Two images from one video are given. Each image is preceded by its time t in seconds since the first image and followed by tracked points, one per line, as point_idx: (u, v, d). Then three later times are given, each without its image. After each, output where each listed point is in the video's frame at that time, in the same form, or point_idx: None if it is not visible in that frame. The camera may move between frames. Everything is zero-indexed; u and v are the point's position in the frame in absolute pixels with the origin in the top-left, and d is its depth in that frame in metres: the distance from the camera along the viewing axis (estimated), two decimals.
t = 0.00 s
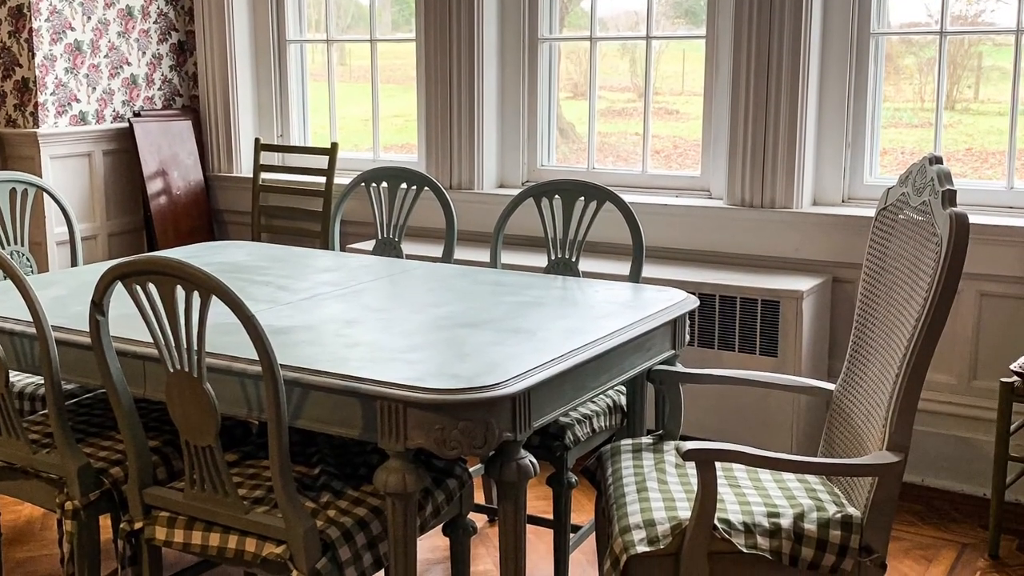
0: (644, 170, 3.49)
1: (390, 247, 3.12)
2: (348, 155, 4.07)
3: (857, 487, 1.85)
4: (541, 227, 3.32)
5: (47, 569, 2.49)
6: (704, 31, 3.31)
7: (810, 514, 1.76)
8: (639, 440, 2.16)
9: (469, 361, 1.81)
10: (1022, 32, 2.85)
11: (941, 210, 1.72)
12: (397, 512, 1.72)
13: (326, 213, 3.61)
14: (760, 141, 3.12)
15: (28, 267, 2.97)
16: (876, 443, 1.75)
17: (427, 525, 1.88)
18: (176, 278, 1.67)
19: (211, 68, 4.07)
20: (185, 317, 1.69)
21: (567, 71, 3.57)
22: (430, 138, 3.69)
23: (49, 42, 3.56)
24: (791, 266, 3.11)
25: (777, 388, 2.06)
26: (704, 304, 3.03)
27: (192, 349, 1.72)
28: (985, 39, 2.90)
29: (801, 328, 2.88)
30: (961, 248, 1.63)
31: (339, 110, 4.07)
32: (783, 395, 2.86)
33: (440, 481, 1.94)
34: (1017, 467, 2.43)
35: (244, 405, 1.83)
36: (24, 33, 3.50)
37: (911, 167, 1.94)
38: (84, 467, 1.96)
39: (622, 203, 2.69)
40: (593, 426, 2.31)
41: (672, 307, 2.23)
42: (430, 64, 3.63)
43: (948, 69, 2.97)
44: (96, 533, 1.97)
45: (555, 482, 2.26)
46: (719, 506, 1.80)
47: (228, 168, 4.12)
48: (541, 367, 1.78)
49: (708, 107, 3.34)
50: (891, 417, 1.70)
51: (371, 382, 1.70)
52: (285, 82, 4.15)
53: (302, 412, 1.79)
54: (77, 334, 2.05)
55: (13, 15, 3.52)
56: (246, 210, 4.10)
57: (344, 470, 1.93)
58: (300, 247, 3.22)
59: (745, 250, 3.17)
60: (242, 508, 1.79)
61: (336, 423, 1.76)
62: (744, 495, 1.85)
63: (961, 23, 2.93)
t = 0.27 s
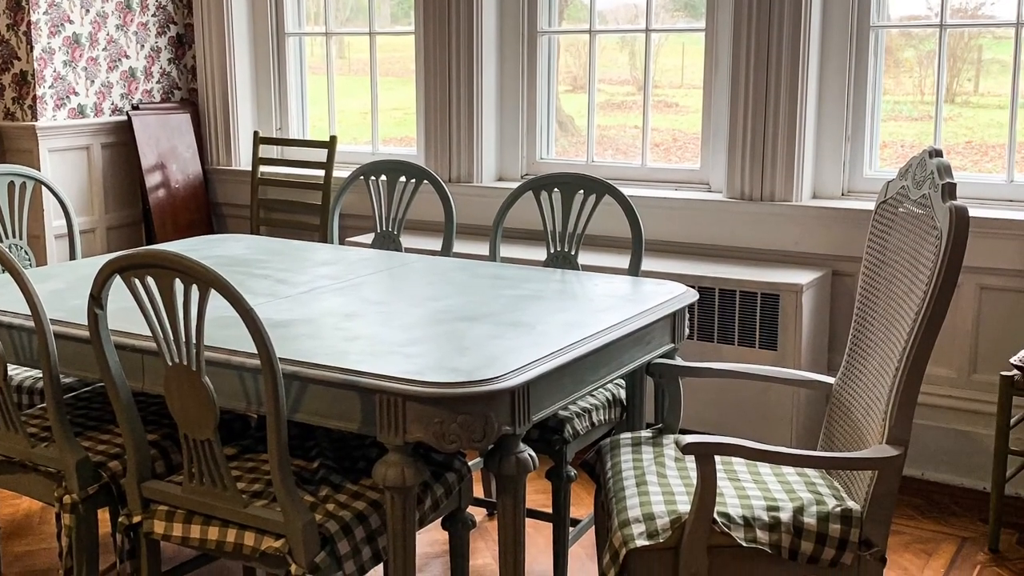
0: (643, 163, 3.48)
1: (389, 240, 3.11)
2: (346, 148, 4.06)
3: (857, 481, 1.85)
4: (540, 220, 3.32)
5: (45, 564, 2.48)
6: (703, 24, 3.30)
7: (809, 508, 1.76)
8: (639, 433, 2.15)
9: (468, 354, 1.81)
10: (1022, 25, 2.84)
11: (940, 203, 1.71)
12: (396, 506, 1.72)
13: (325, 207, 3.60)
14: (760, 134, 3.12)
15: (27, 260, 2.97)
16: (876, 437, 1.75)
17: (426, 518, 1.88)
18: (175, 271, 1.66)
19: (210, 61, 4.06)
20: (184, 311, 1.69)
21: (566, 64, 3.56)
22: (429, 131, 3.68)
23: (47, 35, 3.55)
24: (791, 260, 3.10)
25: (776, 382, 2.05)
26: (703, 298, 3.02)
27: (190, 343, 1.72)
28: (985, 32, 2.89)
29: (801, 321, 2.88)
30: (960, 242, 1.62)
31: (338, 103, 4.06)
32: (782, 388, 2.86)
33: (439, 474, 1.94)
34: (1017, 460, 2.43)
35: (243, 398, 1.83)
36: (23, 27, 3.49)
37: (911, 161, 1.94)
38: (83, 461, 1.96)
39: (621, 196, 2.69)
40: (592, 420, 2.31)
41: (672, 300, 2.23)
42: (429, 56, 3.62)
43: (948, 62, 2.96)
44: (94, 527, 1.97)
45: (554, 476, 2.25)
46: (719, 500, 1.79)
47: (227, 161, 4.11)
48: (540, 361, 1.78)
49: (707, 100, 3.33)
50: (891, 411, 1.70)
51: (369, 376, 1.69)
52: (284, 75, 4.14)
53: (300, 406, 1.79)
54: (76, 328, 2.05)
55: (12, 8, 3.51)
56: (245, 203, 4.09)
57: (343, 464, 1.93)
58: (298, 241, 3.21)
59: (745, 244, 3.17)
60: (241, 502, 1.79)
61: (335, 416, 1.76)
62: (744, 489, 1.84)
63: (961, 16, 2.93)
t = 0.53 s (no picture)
0: (642, 156, 3.48)
1: (388, 234, 3.10)
2: (345, 141, 4.06)
3: (857, 475, 1.84)
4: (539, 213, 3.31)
5: (44, 558, 2.48)
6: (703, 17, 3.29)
7: (809, 502, 1.76)
8: (638, 427, 2.15)
9: (468, 348, 1.81)
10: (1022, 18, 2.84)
11: (940, 196, 1.71)
12: (395, 501, 1.71)
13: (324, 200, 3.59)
14: (760, 128, 3.11)
15: (25, 254, 2.96)
16: (876, 431, 1.75)
17: (425, 512, 1.88)
18: (174, 265, 1.65)
19: (208, 54, 4.05)
20: (183, 304, 1.68)
21: (565, 57, 3.55)
22: (428, 125, 3.67)
23: (45, 28, 3.54)
24: (791, 253, 3.10)
25: (776, 375, 2.05)
26: (702, 291, 3.02)
27: (189, 336, 1.71)
28: (985, 25, 2.89)
29: (801, 314, 2.88)
30: (960, 235, 1.62)
31: (338, 98, 4.05)
32: (782, 382, 2.86)
33: (438, 468, 1.94)
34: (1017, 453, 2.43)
35: (241, 392, 1.83)
36: (21, 20, 3.48)
37: (910, 154, 1.93)
38: (81, 455, 1.96)
39: (620, 190, 2.68)
40: (591, 413, 2.30)
41: (671, 294, 2.22)
42: (428, 49, 3.61)
43: (948, 55, 2.95)
44: (93, 521, 1.97)
45: (553, 469, 2.25)
46: (719, 494, 1.79)
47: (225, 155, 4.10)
48: (539, 354, 1.77)
49: (707, 93, 3.32)
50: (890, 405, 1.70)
51: (367, 370, 1.69)
52: (283, 68, 4.13)
53: (299, 399, 1.79)
54: (74, 321, 2.04)
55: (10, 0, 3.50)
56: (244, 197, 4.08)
57: (341, 458, 1.92)
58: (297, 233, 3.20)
59: (744, 237, 3.16)
60: (239, 496, 1.78)
61: (333, 410, 1.75)
62: (743, 483, 1.84)
63: (961, 9, 2.92)
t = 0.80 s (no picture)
0: (642, 149, 3.47)
1: (386, 227, 3.09)
2: (344, 134, 4.04)
3: (856, 469, 1.84)
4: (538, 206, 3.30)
5: (42, 552, 2.48)
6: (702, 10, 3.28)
7: (808, 496, 1.76)
8: (637, 421, 2.14)
9: (467, 341, 1.80)
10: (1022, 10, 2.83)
11: (940, 190, 1.70)
12: (394, 494, 1.71)
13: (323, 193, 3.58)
14: (759, 121, 3.10)
15: (24, 247, 2.95)
16: (876, 425, 1.74)
17: (424, 506, 1.88)
18: (173, 258, 1.65)
19: (207, 47, 4.04)
20: (182, 298, 1.68)
21: (564, 50, 3.54)
22: (427, 118, 3.66)
23: (44, 21, 3.53)
24: (790, 246, 3.09)
25: (776, 369, 2.04)
26: (702, 285, 3.01)
27: (188, 330, 1.71)
28: (985, 17, 2.88)
29: (801, 308, 2.87)
30: (960, 228, 1.61)
31: (337, 91, 4.04)
32: (782, 375, 2.85)
33: (437, 462, 1.94)
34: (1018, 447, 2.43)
35: (241, 385, 1.82)
36: (19, 13, 3.47)
37: (910, 147, 1.92)
38: (79, 449, 1.95)
39: (619, 183, 2.67)
40: (591, 407, 2.30)
41: (670, 288, 2.21)
42: (426, 42, 3.60)
43: (948, 47, 2.94)
44: (91, 514, 1.96)
45: (552, 463, 2.24)
46: (718, 488, 1.79)
47: (224, 148, 4.09)
48: (539, 348, 1.77)
49: (706, 87, 3.31)
50: (890, 399, 1.70)
51: (366, 364, 1.68)
52: (282, 61, 4.12)
53: (298, 393, 1.78)
54: (73, 315, 2.03)
55: None
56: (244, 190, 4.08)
57: (340, 452, 1.92)
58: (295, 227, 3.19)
59: (744, 230, 3.15)
60: (238, 488, 1.78)
61: (331, 404, 1.75)
62: (743, 477, 1.84)
63: (961, 2, 2.91)
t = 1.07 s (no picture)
0: (641, 142, 3.46)
1: (385, 220, 3.09)
2: (343, 127, 4.04)
3: (856, 463, 1.84)
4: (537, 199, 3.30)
5: (40, 545, 2.48)
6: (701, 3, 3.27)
7: (808, 490, 1.75)
8: (636, 414, 2.14)
9: (466, 335, 1.80)
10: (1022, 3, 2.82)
11: (940, 183, 1.70)
12: (394, 489, 1.71)
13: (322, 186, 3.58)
14: (758, 114, 3.09)
15: (22, 241, 2.94)
16: (876, 418, 1.74)
17: (424, 499, 1.87)
18: (171, 252, 1.64)
19: (205, 40, 4.03)
20: (180, 291, 1.67)
21: (564, 43, 3.53)
22: (426, 112, 3.65)
23: (42, 14, 3.53)
24: (790, 240, 3.09)
25: (776, 363, 2.04)
26: (702, 279, 3.01)
27: (187, 324, 1.70)
28: (985, 11, 2.87)
29: (801, 301, 2.87)
30: (960, 221, 1.61)
31: (337, 84, 4.03)
32: (782, 369, 2.85)
33: (435, 455, 1.93)
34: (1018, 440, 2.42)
35: (240, 378, 1.82)
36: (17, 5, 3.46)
37: (910, 140, 1.92)
38: (77, 443, 1.94)
39: (617, 175, 2.66)
40: (590, 401, 2.29)
41: (669, 281, 2.21)
42: (425, 35, 3.59)
43: (948, 41, 2.94)
44: (90, 508, 1.96)
45: (551, 457, 2.24)
46: (718, 481, 1.78)
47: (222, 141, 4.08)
48: (538, 342, 1.76)
49: (705, 80, 3.31)
50: (889, 393, 1.69)
51: (365, 358, 1.68)
52: (281, 54, 4.11)
53: (297, 386, 1.78)
54: (72, 308, 2.03)
55: None
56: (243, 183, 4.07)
57: (339, 445, 1.92)
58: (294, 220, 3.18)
59: (743, 224, 3.15)
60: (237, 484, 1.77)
61: (330, 397, 1.74)
62: (742, 471, 1.84)
63: None
